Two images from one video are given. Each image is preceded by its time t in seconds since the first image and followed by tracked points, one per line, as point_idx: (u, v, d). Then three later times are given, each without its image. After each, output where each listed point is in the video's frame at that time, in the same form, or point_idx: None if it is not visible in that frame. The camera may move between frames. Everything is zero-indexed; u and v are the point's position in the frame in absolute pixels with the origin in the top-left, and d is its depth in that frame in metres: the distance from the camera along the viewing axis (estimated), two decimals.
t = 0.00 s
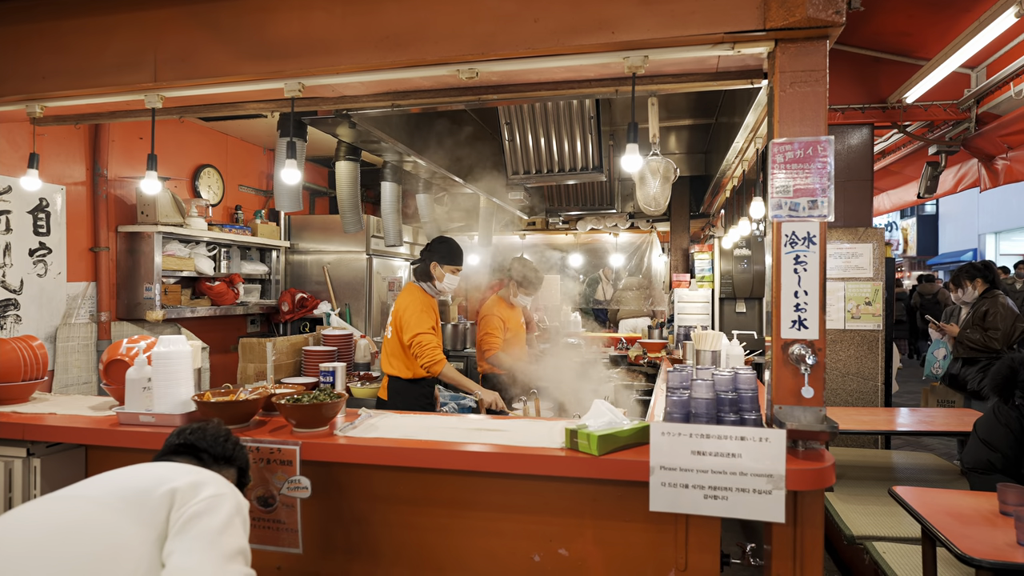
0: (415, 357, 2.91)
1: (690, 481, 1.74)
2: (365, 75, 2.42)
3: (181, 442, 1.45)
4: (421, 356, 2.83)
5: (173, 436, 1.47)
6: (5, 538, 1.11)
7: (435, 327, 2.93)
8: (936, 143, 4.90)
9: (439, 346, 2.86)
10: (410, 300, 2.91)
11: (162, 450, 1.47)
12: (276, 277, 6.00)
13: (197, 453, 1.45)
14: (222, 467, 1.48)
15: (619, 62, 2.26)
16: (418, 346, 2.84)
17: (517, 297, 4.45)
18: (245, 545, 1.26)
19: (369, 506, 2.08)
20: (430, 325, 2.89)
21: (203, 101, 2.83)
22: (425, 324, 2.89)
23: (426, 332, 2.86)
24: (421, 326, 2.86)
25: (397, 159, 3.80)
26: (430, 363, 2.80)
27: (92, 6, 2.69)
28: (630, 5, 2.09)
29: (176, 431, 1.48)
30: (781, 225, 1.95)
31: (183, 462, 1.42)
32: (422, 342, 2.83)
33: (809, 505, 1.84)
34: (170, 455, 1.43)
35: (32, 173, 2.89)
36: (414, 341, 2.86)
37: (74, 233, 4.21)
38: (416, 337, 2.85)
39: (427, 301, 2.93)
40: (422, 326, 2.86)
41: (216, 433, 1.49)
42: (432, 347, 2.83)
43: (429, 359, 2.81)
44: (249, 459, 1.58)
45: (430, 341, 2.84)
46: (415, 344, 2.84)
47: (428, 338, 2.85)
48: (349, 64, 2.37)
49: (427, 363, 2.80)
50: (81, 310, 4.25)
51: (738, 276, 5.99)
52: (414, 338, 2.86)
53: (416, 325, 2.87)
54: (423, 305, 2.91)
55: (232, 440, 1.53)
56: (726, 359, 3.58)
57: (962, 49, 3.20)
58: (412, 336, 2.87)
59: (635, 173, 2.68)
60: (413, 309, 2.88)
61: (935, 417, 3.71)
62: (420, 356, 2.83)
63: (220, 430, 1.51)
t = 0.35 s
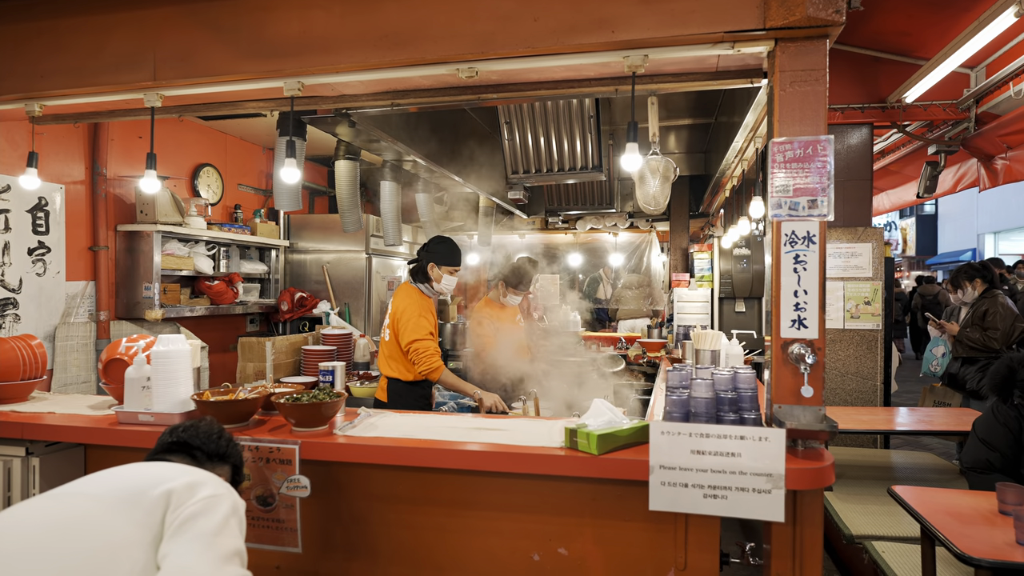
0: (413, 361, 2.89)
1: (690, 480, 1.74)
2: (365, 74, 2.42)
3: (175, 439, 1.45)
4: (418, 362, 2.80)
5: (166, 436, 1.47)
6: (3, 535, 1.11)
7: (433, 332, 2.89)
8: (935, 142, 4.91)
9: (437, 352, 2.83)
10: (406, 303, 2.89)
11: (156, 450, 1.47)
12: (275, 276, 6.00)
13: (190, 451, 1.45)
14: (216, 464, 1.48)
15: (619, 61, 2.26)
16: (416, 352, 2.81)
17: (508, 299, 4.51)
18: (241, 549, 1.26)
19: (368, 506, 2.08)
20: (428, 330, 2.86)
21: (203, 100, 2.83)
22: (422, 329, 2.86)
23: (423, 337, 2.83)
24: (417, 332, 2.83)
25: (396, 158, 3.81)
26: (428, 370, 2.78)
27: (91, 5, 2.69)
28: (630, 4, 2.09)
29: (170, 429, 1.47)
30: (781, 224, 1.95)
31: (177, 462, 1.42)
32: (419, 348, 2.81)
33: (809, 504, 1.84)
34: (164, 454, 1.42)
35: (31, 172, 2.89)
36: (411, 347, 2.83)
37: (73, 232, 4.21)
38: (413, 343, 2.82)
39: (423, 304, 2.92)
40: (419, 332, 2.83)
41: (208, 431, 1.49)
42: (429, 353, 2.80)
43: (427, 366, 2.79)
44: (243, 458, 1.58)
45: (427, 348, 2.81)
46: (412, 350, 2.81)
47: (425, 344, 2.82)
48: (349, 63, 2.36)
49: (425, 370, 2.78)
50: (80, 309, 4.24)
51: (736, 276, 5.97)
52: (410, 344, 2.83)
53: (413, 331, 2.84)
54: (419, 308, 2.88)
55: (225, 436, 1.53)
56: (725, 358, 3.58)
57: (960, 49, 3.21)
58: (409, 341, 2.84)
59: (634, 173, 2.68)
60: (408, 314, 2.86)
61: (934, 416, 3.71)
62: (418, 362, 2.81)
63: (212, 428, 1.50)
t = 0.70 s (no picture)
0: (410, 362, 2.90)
1: (687, 478, 1.74)
2: (363, 72, 2.42)
3: (177, 436, 1.46)
4: (416, 364, 2.82)
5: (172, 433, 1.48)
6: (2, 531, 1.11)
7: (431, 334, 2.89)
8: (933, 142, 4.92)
9: (434, 353, 2.84)
10: (404, 305, 2.87)
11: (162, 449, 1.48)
12: (273, 275, 6.00)
13: (194, 446, 1.44)
14: (218, 457, 1.47)
15: (617, 60, 2.26)
16: (413, 354, 2.81)
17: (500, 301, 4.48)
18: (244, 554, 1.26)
19: (365, 504, 2.08)
20: (425, 331, 2.86)
21: (200, 98, 2.82)
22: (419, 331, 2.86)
23: (420, 339, 2.83)
24: (415, 334, 2.83)
25: (395, 157, 3.81)
26: (425, 372, 2.80)
27: (87, 3, 2.68)
28: (628, 3, 2.09)
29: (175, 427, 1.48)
30: (779, 223, 1.95)
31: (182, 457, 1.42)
32: (417, 350, 2.81)
33: (806, 503, 1.84)
34: (167, 451, 1.43)
35: (28, 170, 2.88)
36: (408, 348, 2.83)
37: (71, 231, 4.20)
38: (410, 345, 2.83)
39: (421, 306, 2.91)
40: (416, 334, 2.83)
41: (210, 425, 1.49)
42: (426, 356, 2.80)
43: (423, 368, 2.80)
44: (249, 449, 1.57)
45: (424, 350, 2.81)
46: (410, 352, 2.82)
47: (422, 346, 2.82)
48: (346, 61, 2.36)
49: (422, 372, 2.80)
50: (78, 307, 4.23)
51: (734, 275, 5.91)
52: (408, 345, 2.83)
53: (411, 333, 2.84)
54: (417, 310, 2.87)
55: (228, 429, 1.52)
56: (723, 357, 3.58)
57: (958, 49, 3.21)
58: (406, 342, 2.84)
59: (632, 172, 2.68)
60: (406, 316, 2.86)
61: (932, 415, 3.72)
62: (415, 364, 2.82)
63: (214, 422, 1.49)
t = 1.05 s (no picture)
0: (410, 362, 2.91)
1: (686, 479, 1.75)
2: (364, 74, 2.43)
3: (168, 420, 1.45)
4: (416, 365, 2.83)
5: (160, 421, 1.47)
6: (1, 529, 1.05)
7: (431, 335, 2.90)
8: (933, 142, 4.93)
9: (434, 355, 2.84)
10: (404, 306, 2.88)
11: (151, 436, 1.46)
12: (275, 275, 6.01)
13: (184, 429, 1.44)
14: (210, 439, 1.47)
15: (618, 61, 2.26)
16: (414, 355, 2.82)
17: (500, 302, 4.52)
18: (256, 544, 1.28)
19: (366, 504, 2.09)
20: (426, 333, 2.87)
21: (202, 99, 2.83)
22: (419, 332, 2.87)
23: (421, 341, 2.84)
24: (416, 335, 2.84)
25: (396, 158, 3.82)
26: (425, 374, 2.81)
27: (90, 4, 2.69)
28: (629, 5, 2.09)
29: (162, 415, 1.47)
30: (779, 224, 1.96)
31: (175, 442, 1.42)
32: (417, 352, 2.82)
33: (805, 504, 1.84)
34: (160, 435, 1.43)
35: (31, 171, 2.89)
36: (409, 349, 2.84)
37: (72, 231, 4.21)
38: (411, 346, 2.84)
39: (422, 308, 2.91)
40: (417, 336, 2.84)
41: (198, 408, 1.48)
42: (426, 358, 2.82)
43: (423, 370, 2.82)
44: (241, 429, 1.58)
45: (424, 352, 2.82)
46: (410, 353, 2.83)
47: (423, 348, 2.83)
48: (348, 63, 2.37)
49: (423, 374, 2.81)
50: (79, 308, 4.24)
51: (735, 276, 6.01)
52: (409, 346, 2.84)
53: (412, 334, 2.85)
54: (418, 311, 2.88)
55: (217, 411, 1.51)
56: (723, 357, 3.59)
57: (958, 49, 3.21)
58: (407, 344, 2.85)
59: (633, 173, 2.68)
60: (407, 317, 2.86)
61: (932, 415, 3.72)
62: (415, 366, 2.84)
63: (203, 405, 1.50)
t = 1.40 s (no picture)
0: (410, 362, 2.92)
1: (684, 478, 1.76)
2: (364, 74, 2.43)
3: (182, 437, 1.47)
4: (415, 366, 2.84)
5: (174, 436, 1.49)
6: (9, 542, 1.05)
7: (431, 335, 2.91)
8: (933, 142, 4.92)
9: (434, 355, 2.85)
10: (405, 306, 2.89)
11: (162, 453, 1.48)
12: (275, 275, 6.02)
13: (201, 446, 1.47)
14: (222, 456, 1.49)
15: (617, 61, 2.27)
16: (414, 356, 2.83)
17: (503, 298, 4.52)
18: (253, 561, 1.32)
19: (366, 503, 2.10)
20: (426, 333, 2.88)
21: (202, 99, 2.83)
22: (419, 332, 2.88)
23: (420, 341, 2.85)
24: (416, 335, 2.85)
25: (396, 157, 3.82)
26: (425, 374, 2.82)
27: (90, 5, 2.70)
28: (628, 5, 2.10)
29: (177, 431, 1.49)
30: (777, 224, 1.96)
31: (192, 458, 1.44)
32: (417, 353, 2.83)
33: (803, 503, 1.85)
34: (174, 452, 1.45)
35: (31, 170, 2.89)
36: (409, 350, 2.85)
37: (73, 231, 4.22)
38: (410, 347, 2.84)
39: (422, 309, 2.92)
40: (417, 336, 2.85)
41: (213, 426, 1.51)
42: (426, 358, 2.82)
43: (423, 370, 2.82)
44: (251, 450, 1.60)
45: (424, 353, 2.82)
46: (410, 353, 2.84)
47: (423, 348, 2.84)
48: (347, 63, 2.37)
49: (423, 374, 2.82)
50: (80, 307, 4.25)
51: (735, 275, 6.02)
52: (409, 347, 2.85)
53: (412, 335, 2.85)
54: (418, 312, 2.89)
55: (231, 429, 1.54)
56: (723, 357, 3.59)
57: (956, 49, 3.22)
58: (407, 344, 2.86)
59: (632, 173, 2.69)
60: (407, 318, 2.87)
61: (932, 415, 3.72)
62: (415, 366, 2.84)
63: (217, 423, 1.52)
